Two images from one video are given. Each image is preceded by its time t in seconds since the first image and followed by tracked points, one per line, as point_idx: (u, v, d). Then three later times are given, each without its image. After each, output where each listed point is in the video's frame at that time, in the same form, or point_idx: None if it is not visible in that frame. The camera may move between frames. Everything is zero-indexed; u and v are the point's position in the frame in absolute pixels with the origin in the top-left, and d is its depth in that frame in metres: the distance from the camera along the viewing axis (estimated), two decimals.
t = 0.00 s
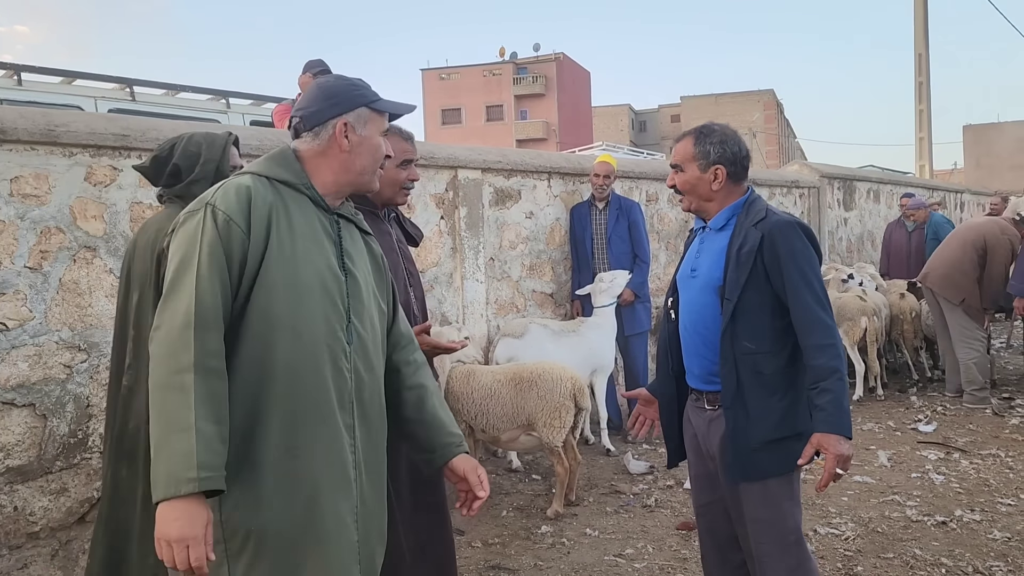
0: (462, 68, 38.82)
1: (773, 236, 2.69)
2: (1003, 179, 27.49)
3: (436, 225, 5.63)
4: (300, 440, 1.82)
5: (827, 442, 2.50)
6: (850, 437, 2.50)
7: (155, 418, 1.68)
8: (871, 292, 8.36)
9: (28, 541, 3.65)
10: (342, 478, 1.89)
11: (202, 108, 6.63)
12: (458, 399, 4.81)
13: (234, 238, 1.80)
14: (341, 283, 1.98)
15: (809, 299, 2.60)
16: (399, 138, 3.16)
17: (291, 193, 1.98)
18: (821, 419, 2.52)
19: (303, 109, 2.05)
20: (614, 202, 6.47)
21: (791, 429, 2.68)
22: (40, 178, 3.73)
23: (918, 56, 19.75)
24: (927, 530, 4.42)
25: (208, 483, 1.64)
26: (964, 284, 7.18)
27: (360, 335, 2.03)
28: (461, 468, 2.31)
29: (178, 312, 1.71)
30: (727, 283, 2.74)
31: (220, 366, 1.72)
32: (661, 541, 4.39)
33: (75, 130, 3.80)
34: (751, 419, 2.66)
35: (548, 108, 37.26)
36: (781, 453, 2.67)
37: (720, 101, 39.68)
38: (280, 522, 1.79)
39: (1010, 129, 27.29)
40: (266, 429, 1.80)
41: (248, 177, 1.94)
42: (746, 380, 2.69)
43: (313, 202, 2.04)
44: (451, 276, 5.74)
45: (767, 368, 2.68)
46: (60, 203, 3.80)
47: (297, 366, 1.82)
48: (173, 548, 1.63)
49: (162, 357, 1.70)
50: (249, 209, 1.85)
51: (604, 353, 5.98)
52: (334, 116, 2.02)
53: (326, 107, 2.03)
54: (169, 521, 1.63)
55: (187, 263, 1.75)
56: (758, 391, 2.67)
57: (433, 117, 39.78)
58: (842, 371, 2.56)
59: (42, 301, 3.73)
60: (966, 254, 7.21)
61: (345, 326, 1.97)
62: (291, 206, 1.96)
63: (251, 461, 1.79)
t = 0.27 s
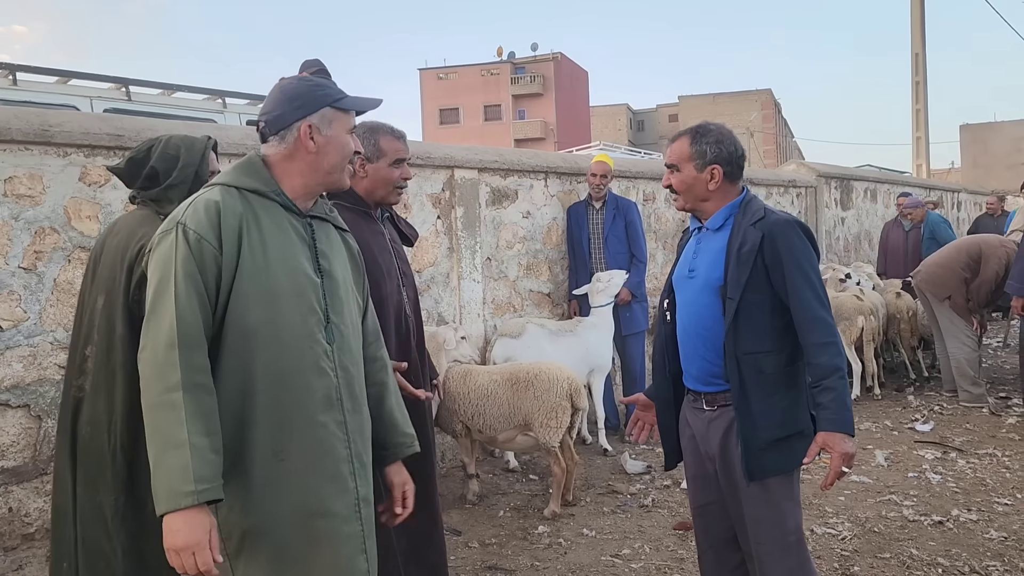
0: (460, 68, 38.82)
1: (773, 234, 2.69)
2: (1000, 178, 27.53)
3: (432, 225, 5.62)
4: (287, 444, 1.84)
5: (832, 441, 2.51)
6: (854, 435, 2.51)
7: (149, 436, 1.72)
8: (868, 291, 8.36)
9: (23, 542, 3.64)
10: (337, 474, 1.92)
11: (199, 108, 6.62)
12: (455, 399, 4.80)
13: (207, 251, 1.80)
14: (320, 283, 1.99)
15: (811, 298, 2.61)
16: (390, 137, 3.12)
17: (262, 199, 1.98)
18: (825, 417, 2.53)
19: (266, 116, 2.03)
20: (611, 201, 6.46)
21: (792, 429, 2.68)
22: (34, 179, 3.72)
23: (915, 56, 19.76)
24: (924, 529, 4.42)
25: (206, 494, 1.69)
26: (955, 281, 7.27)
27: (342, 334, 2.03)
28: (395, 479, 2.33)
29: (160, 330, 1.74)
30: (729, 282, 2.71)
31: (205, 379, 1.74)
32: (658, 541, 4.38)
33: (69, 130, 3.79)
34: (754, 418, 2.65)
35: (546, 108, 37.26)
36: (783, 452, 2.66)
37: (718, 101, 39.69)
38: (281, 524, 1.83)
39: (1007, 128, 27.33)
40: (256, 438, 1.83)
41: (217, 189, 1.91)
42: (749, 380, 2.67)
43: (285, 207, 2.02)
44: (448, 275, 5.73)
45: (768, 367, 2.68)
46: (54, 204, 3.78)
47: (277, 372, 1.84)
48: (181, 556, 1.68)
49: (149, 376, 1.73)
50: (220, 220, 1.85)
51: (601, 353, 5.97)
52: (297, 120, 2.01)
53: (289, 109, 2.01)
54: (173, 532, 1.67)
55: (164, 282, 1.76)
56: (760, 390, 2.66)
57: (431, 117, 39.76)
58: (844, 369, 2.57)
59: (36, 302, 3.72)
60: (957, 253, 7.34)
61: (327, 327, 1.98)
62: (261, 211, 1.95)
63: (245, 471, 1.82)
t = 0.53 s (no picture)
0: (458, 68, 38.82)
1: (775, 236, 2.69)
2: (997, 178, 27.56)
3: (431, 225, 5.62)
4: (273, 438, 1.96)
5: (835, 440, 2.53)
6: (856, 434, 2.53)
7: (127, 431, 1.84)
8: (866, 291, 8.37)
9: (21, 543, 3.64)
10: (322, 467, 2.03)
11: (198, 108, 6.61)
12: (453, 399, 4.80)
13: (196, 256, 1.90)
14: (311, 284, 2.08)
15: (813, 299, 2.62)
16: (383, 138, 3.12)
17: (256, 202, 2.07)
18: (828, 417, 2.54)
19: (257, 114, 2.14)
20: (609, 201, 6.46)
21: (794, 429, 2.69)
22: (33, 178, 3.71)
23: (912, 56, 19.78)
24: (922, 529, 4.43)
25: (164, 494, 1.79)
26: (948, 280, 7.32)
27: (335, 329, 2.13)
28: (379, 458, 2.49)
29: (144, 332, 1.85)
30: (732, 284, 2.71)
31: (179, 381, 1.85)
32: (657, 540, 4.38)
33: (68, 130, 3.78)
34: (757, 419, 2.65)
35: (544, 108, 37.26)
36: (785, 453, 2.67)
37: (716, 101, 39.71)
38: (259, 514, 1.94)
39: (1004, 128, 27.37)
40: (241, 430, 1.94)
41: (211, 190, 2.01)
42: (752, 380, 2.67)
43: (278, 202, 2.13)
44: (447, 275, 5.73)
45: (771, 367, 2.68)
46: (52, 204, 3.78)
47: (262, 372, 1.95)
48: (140, 548, 1.81)
49: (133, 373, 1.85)
50: (212, 223, 1.95)
51: (600, 353, 5.98)
52: (286, 117, 2.11)
53: (279, 108, 2.11)
54: (136, 527, 1.80)
55: (152, 285, 1.88)
56: (764, 391, 2.66)
57: (430, 117, 39.75)
58: (845, 369, 2.58)
59: (35, 302, 3.72)
60: (956, 252, 7.37)
61: (318, 326, 2.07)
62: (257, 213, 2.05)
63: (226, 462, 1.93)
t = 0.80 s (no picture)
0: (457, 68, 38.81)
1: (775, 236, 2.70)
2: (995, 178, 27.61)
3: (431, 224, 5.62)
4: (292, 427, 2.00)
5: (835, 439, 2.54)
6: (856, 433, 2.54)
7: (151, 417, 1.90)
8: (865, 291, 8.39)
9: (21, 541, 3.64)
10: (339, 458, 2.06)
11: (197, 107, 6.61)
12: (453, 398, 4.81)
13: (220, 250, 1.96)
14: (333, 279, 2.13)
15: (813, 299, 2.62)
16: (388, 142, 3.16)
17: (283, 199, 2.14)
18: (828, 415, 2.55)
19: (281, 119, 2.18)
20: (609, 200, 6.47)
21: (794, 427, 2.70)
22: (33, 178, 3.71)
23: (911, 56, 19.79)
24: (921, 528, 4.44)
25: (181, 476, 1.83)
26: (946, 273, 7.36)
27: (358, 323, 2.18)
28: (424, 456, 2.47)
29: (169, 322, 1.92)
30: (733, 284, 2.72)
31: (199, 370, 1.90)
32: (657, 539, 4.39)
33: (68, 129, 3.78)
34: (759, 418, 2.66)
35: (543, 108, 37.27)
36: (785, 451, 2.68)
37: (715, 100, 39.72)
38: (278, 504, 1.98)
39: (1002, 128, 27.42)
40: (262, 419, 1.99)
41: (238, 191, 2.08)
42: (753, 379, 2.68)
43: (302, 203, 2.17)
44: (447, 275, 5.74)
45: (772, 367, 2.69)
46: (53, 203, 3.78)
47: (282, 362, 2.00)
48: (158, 530, 1.86)
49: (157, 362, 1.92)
50: (238, 220, 2.02)
51: (600, 352, 5.99)
52: (308, 120, 2.15)
53: (300, 112, 2.14)
54: (155, 508, 1.85)
55: (178, 278, 1.95)
56: (764, 390, 2.67)
57: (429, 116, 39.74)
58: (846, 367, 2.59)
59: (36, 301, 3.72)
60: (956, 251, 7.39)
61: (339, 318, 2.12)
62: (281, 211, 2.11)
63: (246, 449, 1.98)
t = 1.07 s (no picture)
0: (456, 66, 38.79)
1: (773, 235, 2.70)
2: (994, 177, 27.62)
3: (431, 223, 5.62)
4: (350, 416, 2.15)
5: (832, 437, 2.54)
6: (854, 431, 2.55)
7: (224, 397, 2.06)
8: (864, 290, 8.40)
9: (23, 539, 3.65)
10: (392, 448, 2.20)
11: (197, 105, 6.61)
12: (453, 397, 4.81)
13: (290, 246, 2.14)
14: (392, 279, 2.29)
15: (811, 297, 2.63)
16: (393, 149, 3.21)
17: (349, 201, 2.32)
18: (826, 413, 2.56)
19: (353, 128, 2.34)
20: (609, 199, 6.47)
21: (793, 426, 2.71)
22: (34, 176, 3.71)
23: (911, 55, 19.80)
24: (921, 526, 4.45)
25: (257, 453, 2.00)
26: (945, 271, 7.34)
27: (415, 323, 2.34)
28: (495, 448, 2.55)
29: (244, 310, 2.08)
30: (732, 284, 2.72)
31: (271, 355, 2.07)
32: (657, 538, 4.40)
33: (69, 128, 3.78)
34: (758, 416, 2.66)
35: (542, 106, 37.25)
36: (784, 450, 2.69)
37: (714, 99, 39.71)
38: (334, 489, 2.12)
39: (1001, 127, 27.44)
40: (322, 407, 2.13)
41: (307, 193, 2.25)
42: (752, 377, 2.68)
43: (364, 207, 2.32)
44: (447, 273, 5.74)
45: (771, 365, 2.70)
46: (54, 201, 3.78)
47: (344, 354, 2.16)
48: (232, 502, 1.99)
49: (232, 347, 2.08)
50: (308, 219, 2.20)
51: (600, 351, 5.99)
52: (377, 132, 2.30)
53: (370, 124, 2.31)
54: (230, 482, 1.99)
55: (252, 269, 2.11)
56: (763, 389, 2.68)
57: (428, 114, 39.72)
58: (844, 365, 2.61)
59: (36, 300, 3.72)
60: (956, 251, 7.41)
61: (397, 316, 2.27)
62: (345, 213, 2.28)
63: (309, 434, 2.13)
